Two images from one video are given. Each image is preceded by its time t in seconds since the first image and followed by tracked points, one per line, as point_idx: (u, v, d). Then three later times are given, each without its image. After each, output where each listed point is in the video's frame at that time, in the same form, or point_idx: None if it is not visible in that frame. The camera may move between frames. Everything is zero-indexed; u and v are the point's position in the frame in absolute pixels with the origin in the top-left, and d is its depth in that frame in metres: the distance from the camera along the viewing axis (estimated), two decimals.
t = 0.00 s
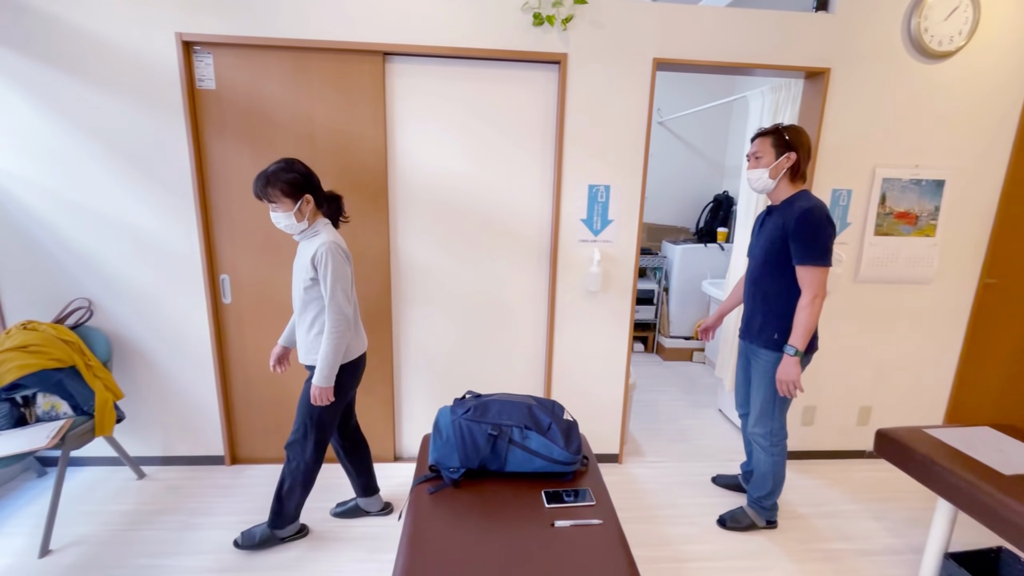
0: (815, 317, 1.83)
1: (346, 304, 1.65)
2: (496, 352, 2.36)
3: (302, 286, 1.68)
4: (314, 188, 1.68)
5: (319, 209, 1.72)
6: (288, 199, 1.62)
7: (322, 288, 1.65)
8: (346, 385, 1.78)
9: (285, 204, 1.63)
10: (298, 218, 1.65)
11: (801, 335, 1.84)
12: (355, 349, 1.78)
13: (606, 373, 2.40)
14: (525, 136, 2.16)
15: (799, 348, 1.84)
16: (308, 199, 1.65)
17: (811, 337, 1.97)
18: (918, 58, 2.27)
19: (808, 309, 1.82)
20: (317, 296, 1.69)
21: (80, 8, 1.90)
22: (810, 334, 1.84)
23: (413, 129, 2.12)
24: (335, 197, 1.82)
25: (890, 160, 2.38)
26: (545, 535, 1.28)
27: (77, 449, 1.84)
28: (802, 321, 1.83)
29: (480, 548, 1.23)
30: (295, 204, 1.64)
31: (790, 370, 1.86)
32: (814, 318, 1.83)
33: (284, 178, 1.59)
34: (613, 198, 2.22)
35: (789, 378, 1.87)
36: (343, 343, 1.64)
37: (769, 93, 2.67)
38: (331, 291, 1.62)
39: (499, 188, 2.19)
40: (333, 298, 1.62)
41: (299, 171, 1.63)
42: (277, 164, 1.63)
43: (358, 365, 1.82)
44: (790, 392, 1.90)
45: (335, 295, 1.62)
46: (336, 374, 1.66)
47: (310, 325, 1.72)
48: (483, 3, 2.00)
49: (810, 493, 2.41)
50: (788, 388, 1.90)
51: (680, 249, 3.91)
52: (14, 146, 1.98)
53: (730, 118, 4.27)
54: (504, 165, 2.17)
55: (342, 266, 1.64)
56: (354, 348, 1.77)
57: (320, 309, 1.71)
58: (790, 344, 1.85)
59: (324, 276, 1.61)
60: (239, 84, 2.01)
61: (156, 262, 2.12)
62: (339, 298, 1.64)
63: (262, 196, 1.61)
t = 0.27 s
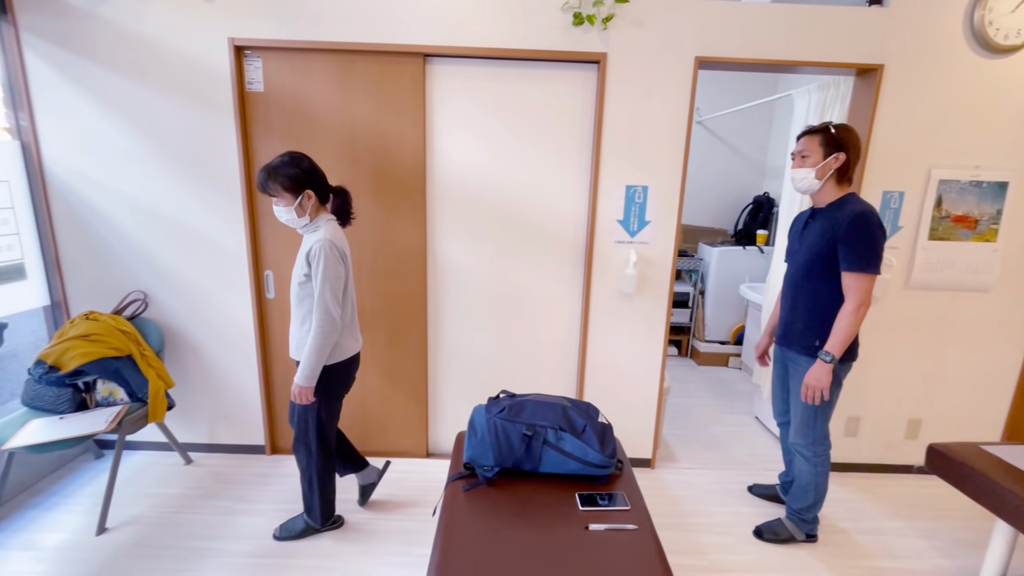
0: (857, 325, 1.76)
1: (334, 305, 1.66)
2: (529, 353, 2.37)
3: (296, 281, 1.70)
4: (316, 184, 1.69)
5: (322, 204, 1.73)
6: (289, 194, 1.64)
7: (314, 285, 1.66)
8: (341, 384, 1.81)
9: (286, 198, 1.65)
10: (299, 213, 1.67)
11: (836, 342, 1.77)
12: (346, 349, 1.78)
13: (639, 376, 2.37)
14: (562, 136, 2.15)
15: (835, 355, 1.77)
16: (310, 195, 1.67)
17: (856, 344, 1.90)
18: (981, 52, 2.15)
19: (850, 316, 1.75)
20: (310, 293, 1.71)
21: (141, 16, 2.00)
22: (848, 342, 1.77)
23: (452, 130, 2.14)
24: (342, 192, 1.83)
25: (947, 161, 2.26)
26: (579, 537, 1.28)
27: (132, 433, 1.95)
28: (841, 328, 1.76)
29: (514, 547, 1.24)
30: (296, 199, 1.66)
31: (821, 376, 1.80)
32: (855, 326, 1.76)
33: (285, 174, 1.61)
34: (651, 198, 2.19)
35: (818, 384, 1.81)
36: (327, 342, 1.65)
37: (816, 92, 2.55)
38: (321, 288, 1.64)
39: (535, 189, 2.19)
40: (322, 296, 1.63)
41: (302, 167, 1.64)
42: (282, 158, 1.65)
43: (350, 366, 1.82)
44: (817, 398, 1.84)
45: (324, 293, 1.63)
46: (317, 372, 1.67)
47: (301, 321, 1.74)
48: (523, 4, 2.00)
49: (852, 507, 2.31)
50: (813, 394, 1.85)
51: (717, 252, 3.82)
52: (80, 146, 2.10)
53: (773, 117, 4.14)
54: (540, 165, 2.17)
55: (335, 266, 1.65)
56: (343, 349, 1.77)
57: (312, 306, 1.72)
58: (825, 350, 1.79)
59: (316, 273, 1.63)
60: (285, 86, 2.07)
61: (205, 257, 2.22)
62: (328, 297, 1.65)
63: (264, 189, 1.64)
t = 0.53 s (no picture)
0: (899, 333, 1.68)
1: (337, 301, 1.66)
2: (561, 353, 2.36)
3: (303, 276, 1.73)
4: (322, 182, 1.70)
5: (328, 202, 1.75)
6: (294, 192, 1.66)
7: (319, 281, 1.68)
8: (351, 382, 1.82)
9: (292, 197, 1.68)
10: (305, 211, 1.70)
11: (873, 348, 1.69)
12: (347, 349, 1.77)
13: (673, 380, 2.33)
14: (599, 136, 2.13)
15: (871, 362, 1.70)
16: (315, 193, 1.68)
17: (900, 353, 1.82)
18: None
19: (890, 323, 1.67)
20: (316, 289, 1.73)
21: (195, 22, 2.09)
22: (888, 350, 1.69)
23: (488, 130, 2.16)
24: (350, 189, 1.84)
25: (1009, 162, 2.13)
26: (612, 541, 1.26)
27: (181, 421, 2.04)
28: (880, 334, 1.69)
29: (545, 548, 1.23)
30: (302, 197, 1.68)
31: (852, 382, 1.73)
32: (897, 333, 1.68)
33: (290, 172, 1.64)
34: (689, 199, 2.15)
35: (849, 390, 1.74)
36: (326, 338, 1.65)
37: (865, 90, 2.44)
38: (324, 284, 1.65)
39: (570, 189, 2.19)
40: (324, 291, 1.65)
41: (307, 165, 1.66)
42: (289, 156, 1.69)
43: (353, 366, 1.82)
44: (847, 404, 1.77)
45: (326, 289, 1.64)
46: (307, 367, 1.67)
47: (307, 315, 1.76)
48: (562, 4, 2.00)
49: (898, 524, 2.21)
50: (843, 399, 1.78)
51: (755, 255, 3.72)
52: (137, 147, 2.21)
53: (816, 117, 4.01)
54: (576, 166, 2.16)
55: (340, 263, 1.66)
56: (346, 347, 1.77)
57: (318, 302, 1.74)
58: (859, 356, 1.71)
59: (321, 268, 1.65)
60: (328, 88, 2.13)
61: (249, 254, 2.30)
62: (331, 293, 1.66)
63: (270, 188, 1.67)
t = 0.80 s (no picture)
0: (949, 344, 1.60)
1: (348, 301, 1.71)
2: (592, 355, 2.35)
3: (308, 279, 1.75)
4: (323, 183, 1.73)
5: (329, 203, 1.77)
6: (296, 193, 1.68)
7: (326, 283, 1.71)
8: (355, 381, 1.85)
9: (294, 198, 1.69)
10: (308, 212, 1.71)
11: (921, 360, 1.62)
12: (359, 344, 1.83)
13: (707, 386, 2.29)
14: (634, 137, 2.11)
15: (920, 375, 1.62)
16: (317, 194, 1.70)
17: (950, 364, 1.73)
18: None
19: (939, 333, 1.59)
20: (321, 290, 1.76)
21: (242, 27, 2.17)
22: (937, 362, 1.61)
23: (523, 131, 2.16)
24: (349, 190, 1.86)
25: None
26: (644, 546, 1.26)
27: (223, 411, 2.12)
28: (928, 345, 1.61)
29: (575, 550, 1.23)
30: (305, 198, 1.70)
31: (900, 396, 1.66)
32: (946, 344, 1.60)
33: (291, 173, 1.65)
34: (726, 201, 2.10)
35: (897, 405, 1.67)
36: (343, 338, 1.70)
37: (916, 88, 2.34)
38: (333, 286, 1.68)
39: (605, 191, 2.17)
40: (335, 293, 1.68)
41: (308, 166, 1.67)
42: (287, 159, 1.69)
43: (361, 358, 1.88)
44: (895, 420, 1.69)
45: (336, 291, 1.68)
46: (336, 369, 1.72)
47: (315, 317, 1.78)
48: (600, 4, 1.99)
49: (945, 543, 2.11)
50: (892, 415, 1.70)
51: (793, 259, 3.61)
52: (187, 148, 2.31)
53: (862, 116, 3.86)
54: (611, 166, 2.15)
55: (346, 263, 1.70)
56: (355, 343, 1.82)
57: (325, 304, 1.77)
58: (907, 369, 1.64)
59: (328, 271, 1.67)
60: (367, 91, 2.18)
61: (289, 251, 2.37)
62: (341, 294, 1.70)
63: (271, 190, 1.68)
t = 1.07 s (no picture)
0: (1002, 354, 1.52)
1: (371, 292, 1.72)
2: (622, 356, 2.33)
3: (326, 276, 1.74)
4: (331, 181, 1.73)
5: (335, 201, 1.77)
6: (311, 192, 1.66)
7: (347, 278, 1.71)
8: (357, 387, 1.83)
9: (308, 197, 1.67)
10: (320, 211, 1.70)
11: (971, 370, 1.55)
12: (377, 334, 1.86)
13: (740, 390, 2.24)
14: (668, 137, 2.09)
15: (970, 386, 1.55)
16: (330, 192, 1.71)
17: (1003, 374, 1.65)
18: None
19: (992, 342, 1.52)
20: (338, 285, 1.76)
21: (284, 31, 2.23)
22: (990, 372, 1.54)
23: (556, 131, 2.16)
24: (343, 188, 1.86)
25: None
26: (675, 552, 1.24)
27: (261, 402, 2.19)
28: (980, 354, 1.54)
29: (605, 552, 1.23)
30: (318, 197, 1.69)
31: (948, 407, 1.58)
32: (999, 354, 1.52)
33: (307, 172, 1.63)
34: (763, 202, 2.05)
35: (944, 416, 1.59)
36: (368, 330, 1.72)
37: (969, 85, 2.23)
38: (357, 280, 1.69)
39: (637, 191, 2.15)
40: (358, 286, 1.69)
41: (320, 165, 1.67)
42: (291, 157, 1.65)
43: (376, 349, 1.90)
44: (942, 432, 1.62)
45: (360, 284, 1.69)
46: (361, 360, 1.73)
47: (334, 313, 1.78)
48: (636, 3, 1.97)
49: (994, 562, 2.01)
50: (938, 427, 1.63)
51: (831, 262, 3.49)
52: (230, 148, 2.40)
53: (908, 115, 3.70)
54: (645, 166, 2.13)
55: (366, 256, 1.71)
56: (374, 333, 1.85)
57: (344, 298, 1.78)
58: (956, 379, 1.57)
59: (350, 266, 1.68)
60: (403, 92, 2.22)
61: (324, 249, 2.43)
62: (364, 287, 1.71)
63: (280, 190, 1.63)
